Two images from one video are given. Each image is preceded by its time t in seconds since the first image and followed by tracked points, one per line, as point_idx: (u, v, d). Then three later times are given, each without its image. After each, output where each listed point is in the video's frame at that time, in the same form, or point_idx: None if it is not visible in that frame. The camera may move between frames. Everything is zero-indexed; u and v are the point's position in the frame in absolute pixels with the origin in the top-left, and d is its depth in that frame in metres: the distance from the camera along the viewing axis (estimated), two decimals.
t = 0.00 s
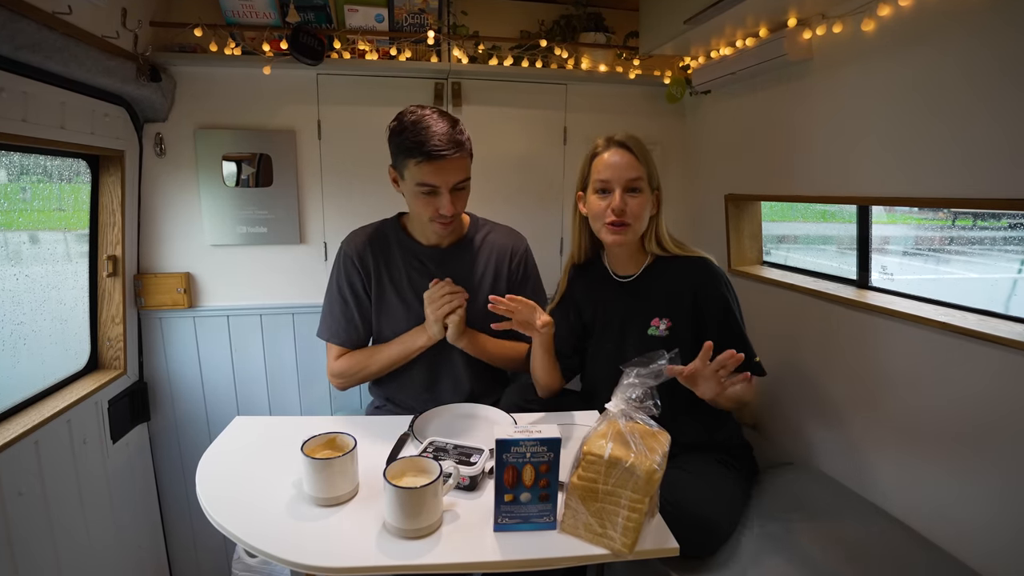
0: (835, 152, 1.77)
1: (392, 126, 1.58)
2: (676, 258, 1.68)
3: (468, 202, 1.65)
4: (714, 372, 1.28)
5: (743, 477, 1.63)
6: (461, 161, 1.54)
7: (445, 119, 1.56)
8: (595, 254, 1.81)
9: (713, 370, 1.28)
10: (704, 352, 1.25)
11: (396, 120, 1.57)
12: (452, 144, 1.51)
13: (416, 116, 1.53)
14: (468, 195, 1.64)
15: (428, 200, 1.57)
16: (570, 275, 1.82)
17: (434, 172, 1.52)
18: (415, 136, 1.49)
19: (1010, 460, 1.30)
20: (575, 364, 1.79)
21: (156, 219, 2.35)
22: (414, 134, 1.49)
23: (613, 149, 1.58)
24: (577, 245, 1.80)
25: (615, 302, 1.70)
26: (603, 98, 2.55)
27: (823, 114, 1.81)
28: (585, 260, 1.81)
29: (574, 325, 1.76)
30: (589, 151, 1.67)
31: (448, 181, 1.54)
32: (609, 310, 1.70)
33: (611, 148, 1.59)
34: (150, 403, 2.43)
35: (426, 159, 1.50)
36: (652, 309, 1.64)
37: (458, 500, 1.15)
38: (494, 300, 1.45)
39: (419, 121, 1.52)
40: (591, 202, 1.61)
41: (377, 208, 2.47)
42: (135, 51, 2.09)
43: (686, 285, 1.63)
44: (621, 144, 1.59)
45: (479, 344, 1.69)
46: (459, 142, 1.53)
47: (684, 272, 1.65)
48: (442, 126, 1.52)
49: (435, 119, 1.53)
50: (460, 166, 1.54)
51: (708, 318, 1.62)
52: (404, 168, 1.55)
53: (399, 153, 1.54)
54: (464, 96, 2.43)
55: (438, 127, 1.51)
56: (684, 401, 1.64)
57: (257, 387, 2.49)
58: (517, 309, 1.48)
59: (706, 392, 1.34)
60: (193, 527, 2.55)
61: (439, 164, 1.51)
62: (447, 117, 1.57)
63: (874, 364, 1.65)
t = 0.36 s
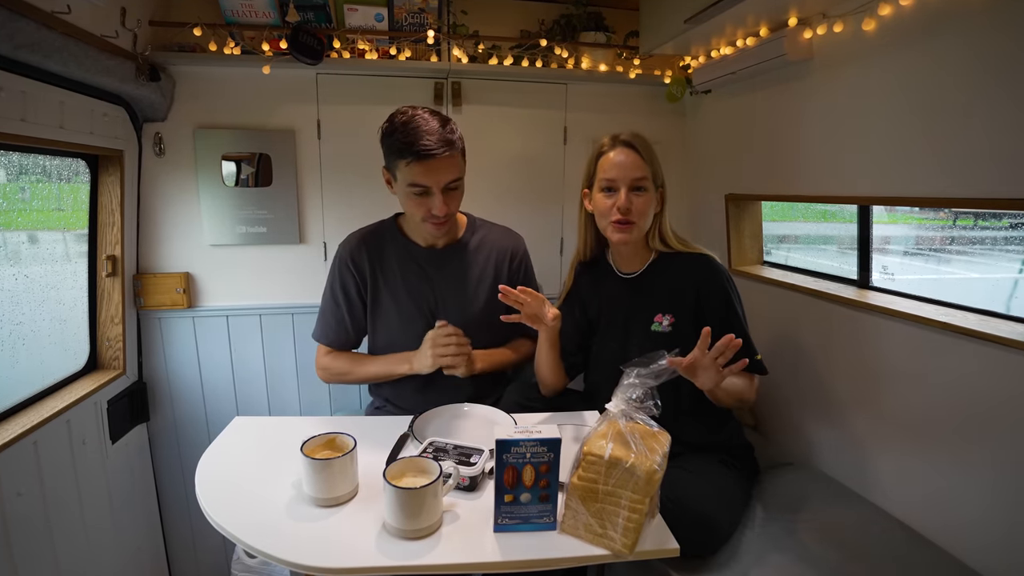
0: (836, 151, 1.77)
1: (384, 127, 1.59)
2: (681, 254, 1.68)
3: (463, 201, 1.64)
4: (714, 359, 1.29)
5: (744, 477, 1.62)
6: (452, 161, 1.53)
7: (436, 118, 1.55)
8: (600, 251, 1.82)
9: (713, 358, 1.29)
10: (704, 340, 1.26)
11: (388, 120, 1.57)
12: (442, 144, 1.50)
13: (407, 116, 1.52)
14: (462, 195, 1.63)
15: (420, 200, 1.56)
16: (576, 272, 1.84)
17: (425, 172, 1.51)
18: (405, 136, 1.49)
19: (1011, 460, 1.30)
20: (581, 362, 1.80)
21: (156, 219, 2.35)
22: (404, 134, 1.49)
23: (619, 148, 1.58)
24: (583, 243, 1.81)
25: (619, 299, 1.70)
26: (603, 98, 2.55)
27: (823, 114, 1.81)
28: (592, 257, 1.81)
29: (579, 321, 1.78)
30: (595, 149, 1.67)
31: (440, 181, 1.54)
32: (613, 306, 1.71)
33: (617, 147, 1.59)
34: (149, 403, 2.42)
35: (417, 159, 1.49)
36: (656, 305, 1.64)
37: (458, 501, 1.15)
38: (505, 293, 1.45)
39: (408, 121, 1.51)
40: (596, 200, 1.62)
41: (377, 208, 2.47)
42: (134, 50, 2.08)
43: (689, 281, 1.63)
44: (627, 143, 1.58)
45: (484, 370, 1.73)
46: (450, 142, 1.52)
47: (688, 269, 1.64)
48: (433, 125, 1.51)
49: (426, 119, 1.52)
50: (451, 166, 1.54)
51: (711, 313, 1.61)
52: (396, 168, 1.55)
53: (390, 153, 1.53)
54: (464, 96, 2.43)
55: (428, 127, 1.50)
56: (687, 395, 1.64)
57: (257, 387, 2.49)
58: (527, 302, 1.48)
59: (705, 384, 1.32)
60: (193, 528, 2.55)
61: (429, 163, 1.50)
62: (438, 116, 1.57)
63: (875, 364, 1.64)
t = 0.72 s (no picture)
0: (836, 151, 1.76)
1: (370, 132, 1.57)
2: (688, 253, 1.67)
3: (451, 207, 1.64)
4: (728, 355, 1.31)
5: (744, 477, 1.62)
6: (435, 171, 1.51)
7: (420, 126, 1.52)
8: (605, 250, 1.82)
9: (727, 354, 1.31)
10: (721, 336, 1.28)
11: (374, 125, 1.54)
12: (425, 156, 1.47)
13: (388, 126, 1.50)
14: (449, 201, 1.62)
15: (405, 209, 1.56)
16: (581, 271, 1.84)
17: (409, 183, 1.50)
18: (385, 148, 1.47)
19: (1011, 461, 1.29)
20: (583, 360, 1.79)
21: (155, 219, 2.34)
22: (384, 146, 1.47)
23: (625, 146, 1.58)
24: (589, 242, 1.81)
25: (623, 297, 1.70)
26: (603, 98, 2.55)
27: (824, 114, 1.81)
28: (597, 257, 1.81)
29: (583, 320, 1.79)
30: (601, 147, 1.67)
31: (424, 192, 1.52)
32: (617, 305, 1.70)
33: (622, 145, 1.58)
34: (148, 404, 2.42)
35: (397, 172, 1.48)
36: (660, 304, 1.64)
37: (458, 501, 1.14)
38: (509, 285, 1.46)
39: (392, 131, 1.48)
40: (602, 198, 1.62)
41: (377, 208, 2.46)
42: (133, 50, 2.08)
43: (693, 280, 1.62)
44: (633, 141, 1.58)
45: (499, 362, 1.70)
46: (431, 152, 1.49)
47: (693, 268, 1.63)
48: (417, 135, 1.48)
49: (406, 128, 1.49)
50: (434, 176, 1.51)
51: (715, 312, 1.60)
52: (379, 177, 1.54)
53: (374, 162, 1.52)
54: (464, 95, 2.42)
55: (410, 138, 1.47)
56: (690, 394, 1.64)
57: (257, 387, 2.48)
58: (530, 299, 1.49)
59: (717, 381, 1.34)
60: (192, 528, 2.54)
61: (411, 175, 1.49)
62: (422, 123, 1.54)
63: (875, 364, 1.64)
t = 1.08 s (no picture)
0: (837, 150, 1.76)
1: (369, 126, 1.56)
2: (687, 252, 1.67)
3: (452, 198, 1.62)
4: (732, 343, 1.32)
5: (745, 477, 1.62)
6: (435, 162, 1.50)
7: (418, 116, 1.51)
8: (607, 249, 1.81)
9: (731, 342, 1.32)
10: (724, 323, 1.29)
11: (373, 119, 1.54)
12: (422, 144, 1.46)
13: (387, 117, 1.49)
14: (450, 192, 1.60)
15: (406, 200, 1.55)
16: (582, 270, 1.84)
17: (407, 173, 1.49)
18: (385, 140, 1.46)
19: (1012, 461, 1.29)
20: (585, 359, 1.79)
21: (154, 219, 2.34)
22: (384, 136, 1.46)
23: (620, 152, 1.55)
24: (590, 242, 1.80)
25: (624, 296, 1.70)
26: (603, 97, 2.54)
27: (824, 114, 1.81)
28: (598, 257, 1.80)
29: (585, 319, 1.78)
30: (600, 147, 1.64)
31: (423, 182, 1.51)
32: (619, 304, 1.70)
33: (617, 151, 1.56)
34: (147, 404, 2.42)
35: (398, 161, 1.46)
36: (661, 303, 1.64)
37: (458, 502, 1.14)
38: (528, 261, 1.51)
39: (389, 121, 1.48)
40: (600, 202, 1.63)
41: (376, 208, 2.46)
42: (132, 49, 2.08)
43: (694, 278, 1.62)
44: (628, 147, 1.54)
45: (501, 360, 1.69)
46: (431, 142, 1.48)
47: (694, 267, 1.63)
48: (414, 125, 1.48)
49: (405, 119, 1.48)
50: (434, 166, 1.50)
51: (716, 311, 1.60)
52: (380, 170, 1.53)
53: (374, 156, 1.51)
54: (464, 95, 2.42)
55: (407, 129, 1.46)
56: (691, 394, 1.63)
57: (256, 388, 2.48)
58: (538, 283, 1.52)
59: (722, 372, 1.34)
60: (191, 529, 2.54)
61: (409, 165, 1.47)
62: (421, 114, 1.52)
63: (876, 364, 1.64)
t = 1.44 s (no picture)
0: (838, 150, 1.76)
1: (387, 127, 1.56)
2: (686, 252, 1.66)
3: (468, 202, 1.61)
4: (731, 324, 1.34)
5: (745, 478, 1.61)
6: (454, 166, 1.49)
7: (438, 119, 1.50)
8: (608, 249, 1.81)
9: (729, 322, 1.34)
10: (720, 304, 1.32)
11: (392, 120, 1.53)
12: (442, 148, 1.46)
13: (410, 119, 1.49)
14: (466, 196, 1.60)
15: (422, 204, 1.54)
16: (583, 270, 1.84)
17: (425, 177, 1.48)
18: (405, 141, 1.46)
19: (1012, 462, 1.29)
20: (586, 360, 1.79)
21: (153, 219, 2.33)
22: (405, 137, 1.46)
23: (613, 156, 1.55)
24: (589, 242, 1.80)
25: (624, 296, 1.69)
26: (604, 97, 2.54)
27: (825, 113, 1.80)
28: (598, 257, 1.81)
29: (585, 319, 1.77)
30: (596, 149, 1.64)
31: (441, 186, 1.50)
32: (619, 304, 1.70)
33: (608, 155, 1.56)
34: (146, 404, 2.41)
35: (417, 163, 1.46)
36: (661, 303, 1.63)
37: (458, 502, 1.13)
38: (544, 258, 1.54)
39: (409, 124, 1.47)
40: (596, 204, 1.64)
41: (376, 208, 2.46)
42: (131, 49, 2.07)
43: (694, 277, 1.62)
44: (621, 151, 1.54)
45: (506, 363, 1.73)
46: (450, 146, 1.47)
47: (694, 266, 1.63)
48: (433, 128, 1.47)
49: (427, 121, 1.48)
50: (453, 170, 1.50)
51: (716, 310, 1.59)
52: (398, 171, 1.52)
53: (393, 156, 1.51)
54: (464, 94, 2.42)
55: (428, 131, 1.46)
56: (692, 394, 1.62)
57: (256, 388, 2.48)
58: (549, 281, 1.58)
59: (723, 353, 1.35)
60: (190, 529, 2.53)
61: (428, 169, 1.47)
62: (442, 117, 1.52)
63: (877, 365, 1.63)
